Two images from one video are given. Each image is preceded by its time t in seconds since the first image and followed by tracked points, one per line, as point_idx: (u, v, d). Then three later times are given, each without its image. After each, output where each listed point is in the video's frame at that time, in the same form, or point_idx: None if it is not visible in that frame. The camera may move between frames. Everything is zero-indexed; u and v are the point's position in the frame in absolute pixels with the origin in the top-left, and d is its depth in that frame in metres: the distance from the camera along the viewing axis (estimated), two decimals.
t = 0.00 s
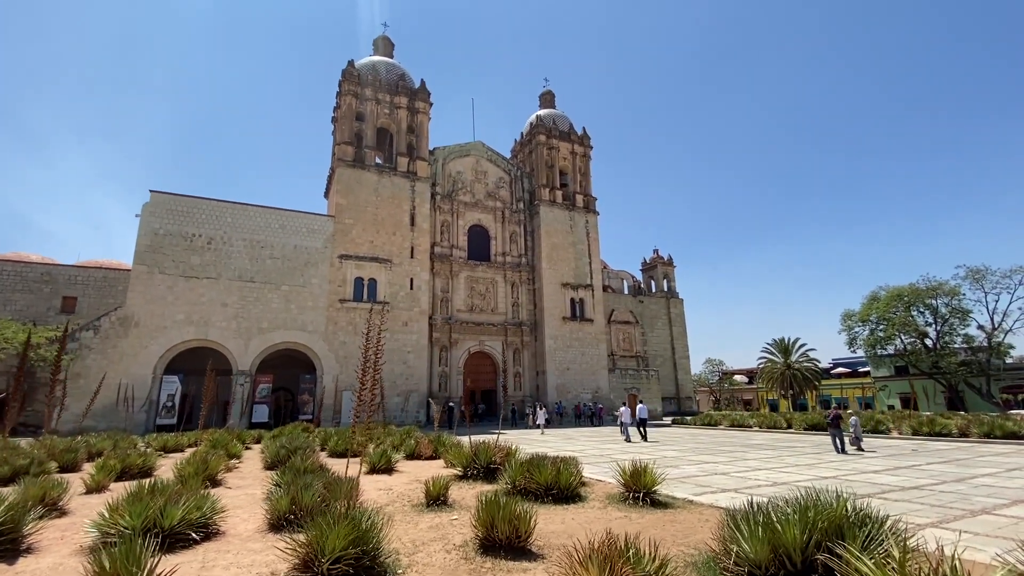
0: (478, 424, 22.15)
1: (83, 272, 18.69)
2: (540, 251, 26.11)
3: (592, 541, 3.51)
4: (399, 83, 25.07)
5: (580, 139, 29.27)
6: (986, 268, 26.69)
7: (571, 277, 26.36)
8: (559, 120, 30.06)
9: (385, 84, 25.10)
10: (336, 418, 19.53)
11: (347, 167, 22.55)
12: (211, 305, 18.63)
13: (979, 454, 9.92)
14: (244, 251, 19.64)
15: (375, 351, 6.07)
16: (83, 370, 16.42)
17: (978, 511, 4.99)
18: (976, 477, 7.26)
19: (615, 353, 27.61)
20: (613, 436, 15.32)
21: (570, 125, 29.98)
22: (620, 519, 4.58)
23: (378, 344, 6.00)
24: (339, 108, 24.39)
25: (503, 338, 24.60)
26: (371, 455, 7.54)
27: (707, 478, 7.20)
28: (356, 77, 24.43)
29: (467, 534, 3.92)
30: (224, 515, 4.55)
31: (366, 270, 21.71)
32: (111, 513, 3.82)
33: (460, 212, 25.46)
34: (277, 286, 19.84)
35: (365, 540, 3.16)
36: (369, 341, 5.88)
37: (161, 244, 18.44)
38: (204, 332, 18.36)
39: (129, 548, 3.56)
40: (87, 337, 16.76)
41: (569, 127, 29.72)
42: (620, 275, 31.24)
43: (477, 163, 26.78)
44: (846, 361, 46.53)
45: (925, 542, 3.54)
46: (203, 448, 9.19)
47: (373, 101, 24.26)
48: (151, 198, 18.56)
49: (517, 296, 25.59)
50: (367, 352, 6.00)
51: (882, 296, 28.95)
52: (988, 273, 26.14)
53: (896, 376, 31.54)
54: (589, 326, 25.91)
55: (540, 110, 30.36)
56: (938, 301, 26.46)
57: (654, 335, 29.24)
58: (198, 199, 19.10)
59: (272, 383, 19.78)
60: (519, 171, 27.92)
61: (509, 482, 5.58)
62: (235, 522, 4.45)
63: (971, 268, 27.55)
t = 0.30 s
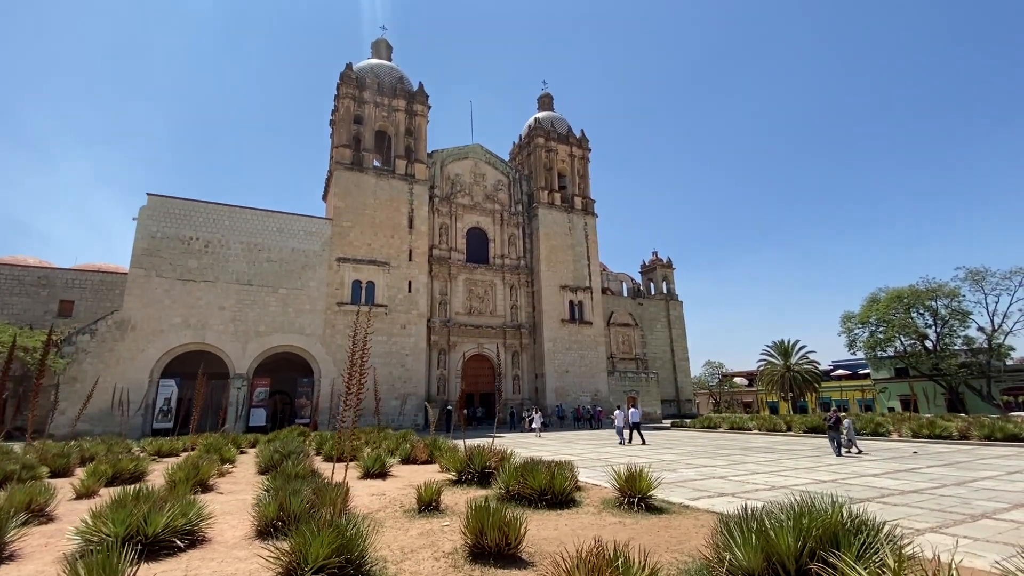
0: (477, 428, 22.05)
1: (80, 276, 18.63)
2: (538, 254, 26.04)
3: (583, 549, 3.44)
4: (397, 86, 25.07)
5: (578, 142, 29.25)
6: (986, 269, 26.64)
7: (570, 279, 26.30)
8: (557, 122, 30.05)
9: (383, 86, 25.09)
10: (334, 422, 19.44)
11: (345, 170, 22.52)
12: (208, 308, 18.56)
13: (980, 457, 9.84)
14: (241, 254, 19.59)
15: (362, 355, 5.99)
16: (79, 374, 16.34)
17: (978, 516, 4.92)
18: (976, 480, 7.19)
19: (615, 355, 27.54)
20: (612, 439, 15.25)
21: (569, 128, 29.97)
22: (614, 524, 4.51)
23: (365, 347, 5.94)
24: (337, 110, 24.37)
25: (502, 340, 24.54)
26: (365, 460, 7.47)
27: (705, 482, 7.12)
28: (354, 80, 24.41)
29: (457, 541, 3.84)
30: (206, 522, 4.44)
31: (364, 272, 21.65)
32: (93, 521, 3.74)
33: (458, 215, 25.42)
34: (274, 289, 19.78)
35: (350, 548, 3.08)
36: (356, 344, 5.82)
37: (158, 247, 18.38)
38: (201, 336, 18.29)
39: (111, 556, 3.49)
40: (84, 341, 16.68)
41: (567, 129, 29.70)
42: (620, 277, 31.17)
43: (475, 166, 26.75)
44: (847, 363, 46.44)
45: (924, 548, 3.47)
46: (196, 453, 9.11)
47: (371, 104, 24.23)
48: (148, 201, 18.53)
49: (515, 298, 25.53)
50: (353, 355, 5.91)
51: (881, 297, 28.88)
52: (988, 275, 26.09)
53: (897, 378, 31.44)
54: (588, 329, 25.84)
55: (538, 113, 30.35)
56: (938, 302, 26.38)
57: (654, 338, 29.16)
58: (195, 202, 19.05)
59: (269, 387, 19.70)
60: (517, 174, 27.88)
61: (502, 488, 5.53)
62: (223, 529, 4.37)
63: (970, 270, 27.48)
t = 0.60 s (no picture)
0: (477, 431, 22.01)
1: (77, 279, 18.57)
2: (537, 256, 25.99)
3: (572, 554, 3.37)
4: (395, 89, 25.07)
5: (577, 144, 29.24)
6: (984, 271, 26.62)
7: (568, 281, 26.25)
8: (556, 124, 30.05)
9: (381, 89, 25.07)
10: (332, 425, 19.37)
11: (343, 172, 22.49)
12: (205, 311, 18.51)
13: (979, 458, 9.78)
14: (238, 256, 19.54)
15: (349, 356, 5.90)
16: (75, 377, 16.28)
17: (976, 519, 4.86)
18: (975, 482, 7.13)
19: (614, 358, 27.49)
20: (609, 442, 15.17)
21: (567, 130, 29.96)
22: (607, 529, 4.46)
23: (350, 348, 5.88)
24: (335, 113, 24.35)
25: (501, 343, 24.49)
26: (359, 463, 7.41)
27: (701, 485, 7.06)
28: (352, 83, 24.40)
29: (447, 546, 3.78)
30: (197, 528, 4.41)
31: (362, 275, 21.60)
32: (76, 527, 3.68)
33: (457, 217, 25.40)
34: (271, 292, 19.72)
35: (335, 554, 3.03)
36: (341, 347, 5.75)
37: (155, 250, 18.33)
38: (198, 338, 18.23)
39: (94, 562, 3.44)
40: (80, 344, 16.61)
41: (566, 132, 29.70)
42: (619, 279, 31.10)
43: (473, 168, 26.71)
44: (846, 365, 46.42)
45: (920, 553, 3.41)
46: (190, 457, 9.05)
47: (369, 106, 24.21)
48: (145, 203, 18.48)
49: (514, 300, 25.49)
50: (340, 358, 5.83)
51: (881, 299, 28.84)
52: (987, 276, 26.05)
53: (896, 379, 31.37)
54: (587, 331, 25.78)
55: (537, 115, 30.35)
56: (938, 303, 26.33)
57: (653, 340, 29.09)
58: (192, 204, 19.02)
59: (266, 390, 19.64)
60: (515, 176, 27.86)
61: (495, 492, 5.46)
62: (210, 534, 4.31)
63: (970, 271, 27.44)
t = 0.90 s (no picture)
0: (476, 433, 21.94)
1: (73, 282, 18.49)
2: (534, 258, 25.94)
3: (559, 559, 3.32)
4: (392, 91, 25.05)
5: (575, 146, 29.23)
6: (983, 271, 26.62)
7: (566, 283, 26.20)
8: (553, 126, 30.04)
9: (378, 91, 25.06)
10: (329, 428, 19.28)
11: (340, 174, 22.45)
12: (201, 314, 18.44)
13: (977, 460, 9.73)
14: (235, 258, 19.48)
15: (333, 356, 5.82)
16: (71, 380, 16.20)
17: (972, 522, 4.81)
18: (973, 484, 7.08)
19: (613, 359, 27.44)
20: (607, 444, 15.11)
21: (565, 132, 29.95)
22: (599, 533, 4.40)
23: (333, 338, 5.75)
24: (332, 115, 24.32)
25: (499, 345, 24.42)
26: (352, 467, 7.35)
27: (697, 488, 6.99)
28: (350, 85, 24.39)
29: (433, 551, 3.72)
30: (178, 535, 4.32)
31: (360, 277, 21.56)
32: (56, 532, 3.62)
33: (454, 219, 25.36)
34: (268, 294, 19.65)
35: (315, 560, 2.97)
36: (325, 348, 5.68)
37: (151, 253, 18.27)
38: (195, 341, 18.15)
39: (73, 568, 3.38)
40: (75, 347, 16.53)
41: (564, 133, 29.68)
42: (617, 281, 31.01)
43: (471, 170, 26.68)
44: (845, 366, 46.38)
45: (914, 558, 3.36)
46: (182, 461, 8.97)
47: (366, 108, 24.20)
48: (141, 206, 18.42)
49: (512, 302, 25.42)
50: (324, 359, 5.75)
51: (879, 299, 28.79)
52: (986, 277, 26.05)
53: (895, 380, 31.31)
54: (585, 332, 25.72)
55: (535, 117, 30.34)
56: (937, 304, 26.29)
57: (652, 341, 29.02)
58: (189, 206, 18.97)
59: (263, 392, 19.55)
60: (513, 178, 27.82)
61: (487, 495, 5.41)
62: (195, 540, 4.24)
63: (968, 272, 27.41)
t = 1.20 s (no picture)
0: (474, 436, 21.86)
1: (70, 284, 18.44)
2: (533, 259, 25.89)
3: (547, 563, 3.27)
4: (390, 93, 25.03)
5: (573, 148, 29.22)
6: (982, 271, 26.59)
7: (565, 285, 26.15)
8: (552, 128, 30.04)
9: (376, 93, 25.04)
10: (327, 431, 19.21)
11: (338, 177, 22.41)
12: (198, 316, 18.39)
13: (975, 462, 9.66)
14: (232, 261, 19.44)
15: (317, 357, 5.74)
16: (67, 383, 16.15)
17: (969, 525, 4.75)
18: (971, 486, 7.02)
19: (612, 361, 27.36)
20: (604, 447, 15.05)
21: (563, 133, 29.94)
22: (589, 537, 4.35)
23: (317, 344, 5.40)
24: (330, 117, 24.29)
25: (497, 347, 24.35)
26: (345, 470, 7.28)
27: (692, 491, 6.93)
28: (348, 87, 24.38)
29: (418, 556, 3.67)
30: (165, 540, 4.27)
31: (357, 279, 21.51)
32: (36, 537, 3.57)
33: (452, 221, 25.32)
34: (265, 297, 19.60)
35: (295, 566, 2.92)
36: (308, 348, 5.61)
37: (148, 255, 18.21)
38: (191, 344, 18.09)
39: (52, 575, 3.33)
40: (72, 350, 16.49)
41: (562, 135, 29.67)
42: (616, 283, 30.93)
43: (469, 171, 26.64)
44: (845, 367, 46.28)
45: (907, 563, 3.30)
46: (176, 465, 8.91)
47: (364, 110, 24.18)
48: (138, 208, 18.39)
49: (510, 304, 25.36)
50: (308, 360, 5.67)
51: (879, 300, 28.73)
52: (985, 277, 26.01)
53: (895, 381, 31.23)
54: (584, 334, 25.67)
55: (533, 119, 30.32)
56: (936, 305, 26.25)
57: (651, 343, 28.94)
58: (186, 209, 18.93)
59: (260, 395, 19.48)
60: (511, 180, 27.80)
61: (478, 499, 5.36)
62: (180, 545, 4.18)
63: (967, 272, 27.37)
